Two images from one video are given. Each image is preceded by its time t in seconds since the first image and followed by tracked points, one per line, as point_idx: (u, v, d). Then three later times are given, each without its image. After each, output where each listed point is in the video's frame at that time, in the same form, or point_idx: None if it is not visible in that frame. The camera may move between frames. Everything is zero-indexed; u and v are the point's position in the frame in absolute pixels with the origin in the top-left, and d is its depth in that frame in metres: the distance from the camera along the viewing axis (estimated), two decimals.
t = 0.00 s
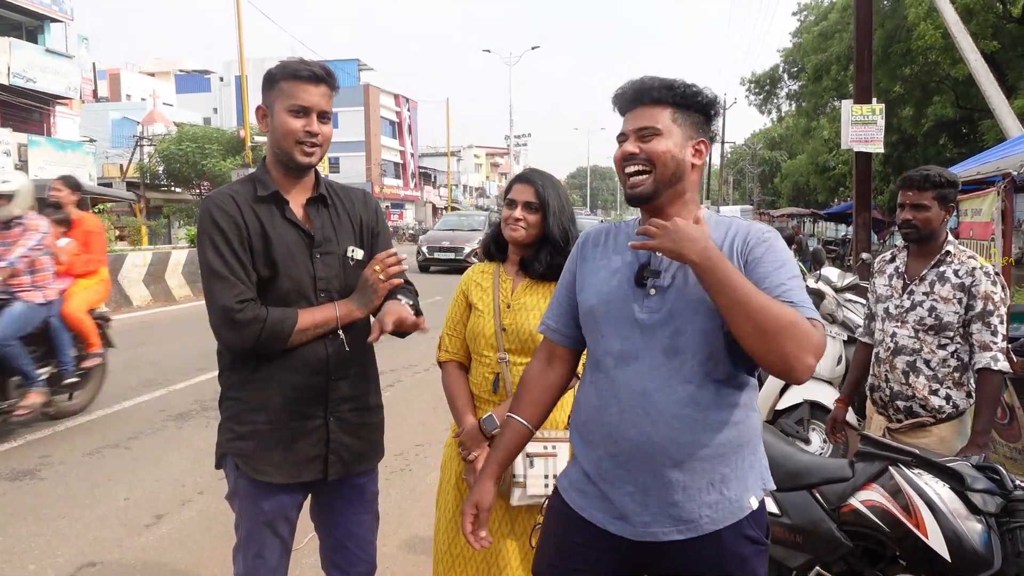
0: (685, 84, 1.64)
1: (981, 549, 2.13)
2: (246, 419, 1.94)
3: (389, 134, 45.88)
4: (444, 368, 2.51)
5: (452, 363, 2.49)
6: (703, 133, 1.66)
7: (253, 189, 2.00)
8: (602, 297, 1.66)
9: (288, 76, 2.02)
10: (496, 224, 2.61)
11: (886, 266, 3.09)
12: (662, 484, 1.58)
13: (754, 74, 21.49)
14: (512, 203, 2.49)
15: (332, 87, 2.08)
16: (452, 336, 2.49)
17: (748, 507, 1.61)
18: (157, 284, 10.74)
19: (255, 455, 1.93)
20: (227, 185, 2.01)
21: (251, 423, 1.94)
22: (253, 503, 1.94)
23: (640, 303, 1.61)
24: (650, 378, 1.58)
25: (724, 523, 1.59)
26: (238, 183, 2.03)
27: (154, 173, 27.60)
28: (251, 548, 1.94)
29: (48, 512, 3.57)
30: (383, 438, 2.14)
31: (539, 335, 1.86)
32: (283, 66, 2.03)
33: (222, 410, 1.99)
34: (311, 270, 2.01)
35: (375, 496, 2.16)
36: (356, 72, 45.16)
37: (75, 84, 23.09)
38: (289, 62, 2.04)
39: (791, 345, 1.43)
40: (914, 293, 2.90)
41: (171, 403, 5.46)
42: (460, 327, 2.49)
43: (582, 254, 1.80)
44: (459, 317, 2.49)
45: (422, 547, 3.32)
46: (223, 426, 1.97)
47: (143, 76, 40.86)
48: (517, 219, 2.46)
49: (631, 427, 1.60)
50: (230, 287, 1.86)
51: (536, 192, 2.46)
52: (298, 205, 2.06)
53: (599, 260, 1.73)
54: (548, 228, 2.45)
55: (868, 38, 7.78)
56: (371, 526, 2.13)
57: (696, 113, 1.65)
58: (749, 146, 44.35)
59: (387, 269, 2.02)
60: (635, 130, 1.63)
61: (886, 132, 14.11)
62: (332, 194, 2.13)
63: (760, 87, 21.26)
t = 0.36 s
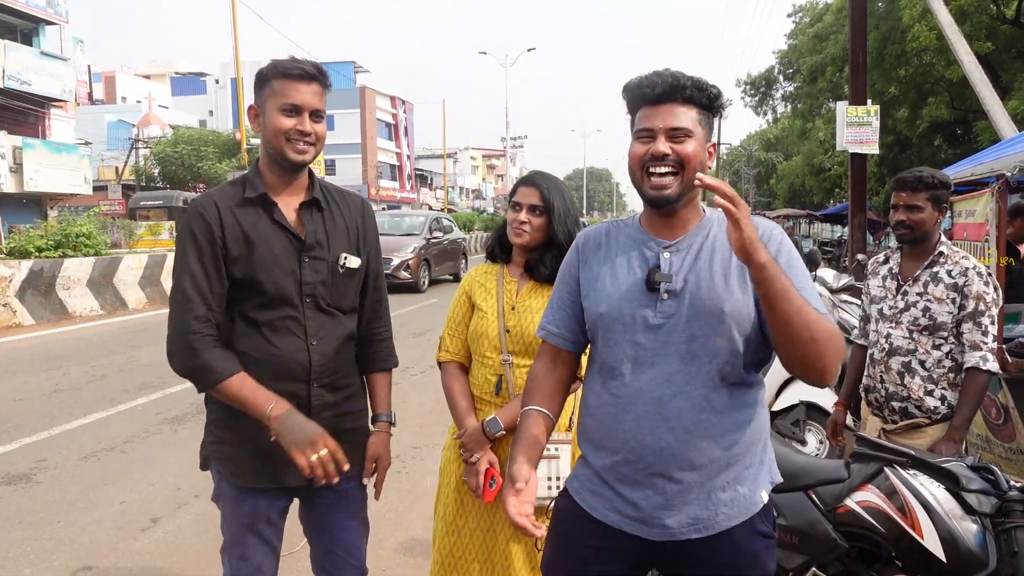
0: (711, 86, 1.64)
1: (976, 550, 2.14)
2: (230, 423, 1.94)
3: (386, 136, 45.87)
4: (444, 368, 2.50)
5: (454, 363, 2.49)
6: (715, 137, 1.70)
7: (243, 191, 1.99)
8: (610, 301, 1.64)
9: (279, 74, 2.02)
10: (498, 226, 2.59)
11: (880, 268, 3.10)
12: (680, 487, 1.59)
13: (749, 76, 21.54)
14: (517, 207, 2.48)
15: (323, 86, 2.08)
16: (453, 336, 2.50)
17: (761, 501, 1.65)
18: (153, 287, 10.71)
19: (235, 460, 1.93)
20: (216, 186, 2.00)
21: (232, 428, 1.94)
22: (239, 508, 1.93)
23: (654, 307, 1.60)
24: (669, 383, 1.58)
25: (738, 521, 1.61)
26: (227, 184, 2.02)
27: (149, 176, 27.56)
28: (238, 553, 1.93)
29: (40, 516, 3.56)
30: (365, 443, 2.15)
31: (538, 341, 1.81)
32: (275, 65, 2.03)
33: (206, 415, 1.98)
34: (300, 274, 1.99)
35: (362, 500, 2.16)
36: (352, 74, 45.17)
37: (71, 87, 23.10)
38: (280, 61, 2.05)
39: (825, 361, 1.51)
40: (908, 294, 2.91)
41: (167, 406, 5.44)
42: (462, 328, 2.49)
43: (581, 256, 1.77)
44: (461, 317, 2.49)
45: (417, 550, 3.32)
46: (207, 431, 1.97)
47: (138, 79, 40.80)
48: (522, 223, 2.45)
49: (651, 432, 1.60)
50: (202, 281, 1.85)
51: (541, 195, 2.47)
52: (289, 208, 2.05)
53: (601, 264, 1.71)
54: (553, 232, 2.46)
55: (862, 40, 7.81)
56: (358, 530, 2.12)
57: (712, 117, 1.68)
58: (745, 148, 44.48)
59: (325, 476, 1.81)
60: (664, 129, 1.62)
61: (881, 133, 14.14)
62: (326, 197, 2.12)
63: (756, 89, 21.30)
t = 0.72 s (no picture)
0: (667, 78, 1.67)
1: (976, 546, 2.14)
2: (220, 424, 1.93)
3: (386, 133, 45.86)
4: (445, 357, 2.43)
5: (456, 352, 2.43)
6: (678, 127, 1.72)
7: (228, 188, 1.99)
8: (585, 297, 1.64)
9: (265, 71, 2.01)
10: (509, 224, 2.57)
11: (878, 265, 3.10)
12: (655, 482, 1.59)
13: (750, 73, 21.52)
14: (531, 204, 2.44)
15: (311, 81, 2.09)
16: (459, 324, 2.44)
17: (735, 496, 1.64)
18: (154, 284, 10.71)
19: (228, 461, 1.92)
20: (201, 182, 2.01)
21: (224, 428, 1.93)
22: (231, 508, 1.93)
23: (626, 302, 1.60)
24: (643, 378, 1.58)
25: (714, 515, 1.61)
26: (212, 181, 2.02)
27: (150, 173, 27.55)
28: (232, 553, 1.93)
29: (39, 512, 3.56)
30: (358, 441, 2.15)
31: (512, 334, 1.76)
32: (260, 62, 2.02)
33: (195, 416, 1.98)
34: (287, 271, 1.99)
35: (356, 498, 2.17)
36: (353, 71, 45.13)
37: (71, 84, 23.05)
38: (267, 55, 2.04)
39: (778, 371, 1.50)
40: (904, 290, 2.90)
41: (168, 403, 5.45)
42: (468, 318, 2.44)
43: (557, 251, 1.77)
44: (469, 306, 2.44)
45: (416, 547, 3.32)
46: (196, 432, 1.96)
47: (139, 76, 40.76)
48: (535, 219, 2.43)
49: (626, 427, 1.59)
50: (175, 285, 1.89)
51: (556, 192, 2.42)
52: (277, 204, 2.05)
53: (575, 259, 1.71)
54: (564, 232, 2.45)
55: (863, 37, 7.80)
56: (352, 527, 2.13)
57: (673, 108, 1.69)
58: (745, 145, 44.46)
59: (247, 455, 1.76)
60: (624, 120, 1.64)
61: (882, 130, 14.13)
62: (313, 195, 2.12)
63: (757, 86, 21.28)
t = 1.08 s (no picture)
0: (607, 79, 1.68)
1: (978, 546, 2.12)
2: (216, 425, 1.94)
3: (388, 132, 45.87)
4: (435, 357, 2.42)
5: (446, 353, 2.41)
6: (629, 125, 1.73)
7: (217, 186, 1.98)
8: (559, 297, 1.64)
9: (258, 70, 2.00)
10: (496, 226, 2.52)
11: (876, 266, 3.11)
12: (635, 478, 1.59)
13: (751, 72, 21.49)
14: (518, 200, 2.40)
15: (301, 79, 2.08)
16: (447, 325, 2.42)
17: (714, 491, 1.64)
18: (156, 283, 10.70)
19: (224, 462, 1.92)
20: (189, 182, 1.98)
21: (220, 430, 1.93)
22: (228, 508, 1.93)
23: (600, 299, 1.61)
24: (620, 372, 1.58)
25: (693, 510, 1.61)
26: (200, 180, 2.00)
27: (152, 172, 27.56)
28: (230, 552, 1.93)
29: (41, 511, 3.56)
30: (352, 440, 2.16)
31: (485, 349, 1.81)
32: (254, 60, 2.01)
33: (188, 417, 1.98)
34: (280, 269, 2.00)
35: (352, 496, 2.18)
36: (354, 70, 45.12)
37: (72, 83, 23.05)
38: (257, 56, 2.03)
39: (773, 329, 1.48)
40: (900, 288, 2.90)
41: (169, 402, 5.45)
42: (455, 319, 2.42)
43: (522, 259, 1.78)
44: (458, 308, 2.42)
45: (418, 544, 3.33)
46: (190, 433, 1.97)
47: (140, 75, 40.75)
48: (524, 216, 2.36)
49: (605, 424, 1.60)
50: (196, 274, 1.84)
51: (543, 188, 2.40)
52: (265, 203, 2.07)
53: (544, 261, 1.72)
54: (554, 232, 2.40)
55: (865, 36, 7.79)
56: (348, 525, 2.14)
57: (620, 108, 1.70)
58: (747, 144, 44.45)
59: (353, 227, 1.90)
60: (577, 130, 1.63)
61: (883, 129, 14.12)
62: (299, 193, 2.15)
63: (758, 84, 21.26)
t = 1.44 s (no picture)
0: (604, 79, 1.67)
1: (973, 547, 2.12)
2: (211, 429, 1.93)
3: (385, 134, 45.87)
4: (404, 366, 2.45)
5: (414, 361, 2.45)
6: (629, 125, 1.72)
7: (209, 189, 1.97)
8: (556, 301, 1.63)
9: (249, 68, 2.00)
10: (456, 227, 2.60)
11: (865, 268, 3.12)
12: (634, 482, 1.58)
13: (749, 74, 21.53)
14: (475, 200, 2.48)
15: (293, 79, 2.08)
16: (413, 332, 2.45)
17: (712, 492, 1.64)
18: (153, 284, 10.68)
19: (218, 466, 1.92)
20: (180, 187, 1.98)
21: (215, 434, 1.93)
22: (221, 512, 1.93)
23: (597, 302, 1.60)
24: (618, 376, 1.58)
25: (692, 511, 1.61)
26: (191, 184, 1.99)
27: (149, 173, 27.52)
28: (223, 556, 1.92)
29: (35, 514, 3.55)
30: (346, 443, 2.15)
31: (481, 352, 1.80)
32: (244, 59, 2.01)
33: (182, 421, 1.97)
34: (274, 273, 2.00)
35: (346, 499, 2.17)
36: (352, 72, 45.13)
37: (69, 84, 23.02)
38: (247, 55, 2.02)
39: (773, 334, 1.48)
40: (887, 289, 2.92)
41: (165, 404, 5.44)
42: (421, 325, 2.45)
43: (516, 261, 1.77)
44: (423, 314, 2.45)
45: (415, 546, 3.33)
46: (184, 437, 1.96)
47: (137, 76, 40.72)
48: (481, 214, 2.45)
49: (603, 429, 1.59)
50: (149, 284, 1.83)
51: (499, 186, 2.47)
52: (259, 206, 2.06)
53: (539, 263, 1.71)
54: (513, 227, 2.46)
55: (862, 39, 7.82)
56: (341, 528, 2.14)
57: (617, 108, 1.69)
58: (745, 146, 44.52)
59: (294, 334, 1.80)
60: (582, 133, 1.63)
61: (880, 131, 14.16)
62: (295, 194, 2.14)
63: (756, 87, 21.31)
